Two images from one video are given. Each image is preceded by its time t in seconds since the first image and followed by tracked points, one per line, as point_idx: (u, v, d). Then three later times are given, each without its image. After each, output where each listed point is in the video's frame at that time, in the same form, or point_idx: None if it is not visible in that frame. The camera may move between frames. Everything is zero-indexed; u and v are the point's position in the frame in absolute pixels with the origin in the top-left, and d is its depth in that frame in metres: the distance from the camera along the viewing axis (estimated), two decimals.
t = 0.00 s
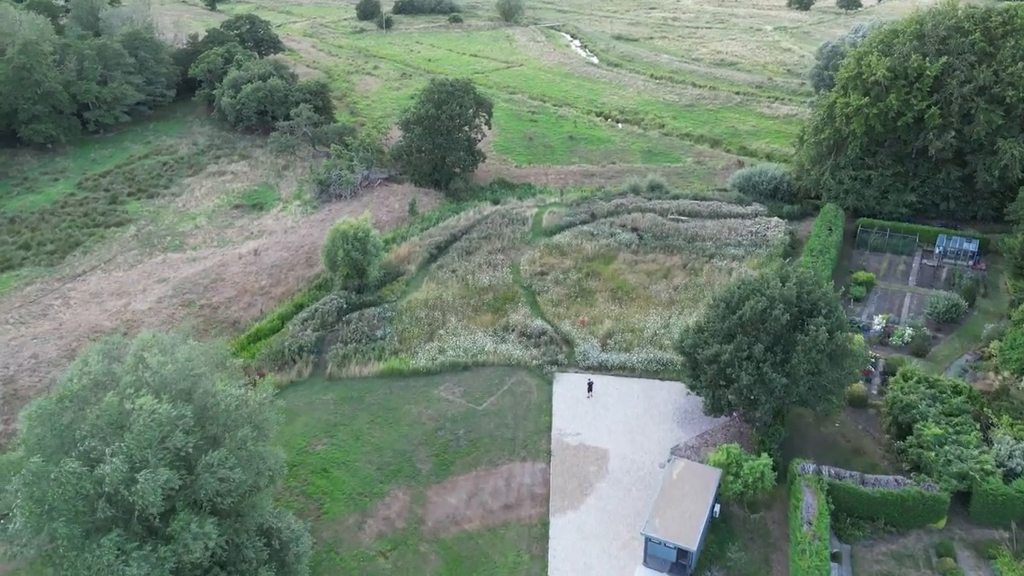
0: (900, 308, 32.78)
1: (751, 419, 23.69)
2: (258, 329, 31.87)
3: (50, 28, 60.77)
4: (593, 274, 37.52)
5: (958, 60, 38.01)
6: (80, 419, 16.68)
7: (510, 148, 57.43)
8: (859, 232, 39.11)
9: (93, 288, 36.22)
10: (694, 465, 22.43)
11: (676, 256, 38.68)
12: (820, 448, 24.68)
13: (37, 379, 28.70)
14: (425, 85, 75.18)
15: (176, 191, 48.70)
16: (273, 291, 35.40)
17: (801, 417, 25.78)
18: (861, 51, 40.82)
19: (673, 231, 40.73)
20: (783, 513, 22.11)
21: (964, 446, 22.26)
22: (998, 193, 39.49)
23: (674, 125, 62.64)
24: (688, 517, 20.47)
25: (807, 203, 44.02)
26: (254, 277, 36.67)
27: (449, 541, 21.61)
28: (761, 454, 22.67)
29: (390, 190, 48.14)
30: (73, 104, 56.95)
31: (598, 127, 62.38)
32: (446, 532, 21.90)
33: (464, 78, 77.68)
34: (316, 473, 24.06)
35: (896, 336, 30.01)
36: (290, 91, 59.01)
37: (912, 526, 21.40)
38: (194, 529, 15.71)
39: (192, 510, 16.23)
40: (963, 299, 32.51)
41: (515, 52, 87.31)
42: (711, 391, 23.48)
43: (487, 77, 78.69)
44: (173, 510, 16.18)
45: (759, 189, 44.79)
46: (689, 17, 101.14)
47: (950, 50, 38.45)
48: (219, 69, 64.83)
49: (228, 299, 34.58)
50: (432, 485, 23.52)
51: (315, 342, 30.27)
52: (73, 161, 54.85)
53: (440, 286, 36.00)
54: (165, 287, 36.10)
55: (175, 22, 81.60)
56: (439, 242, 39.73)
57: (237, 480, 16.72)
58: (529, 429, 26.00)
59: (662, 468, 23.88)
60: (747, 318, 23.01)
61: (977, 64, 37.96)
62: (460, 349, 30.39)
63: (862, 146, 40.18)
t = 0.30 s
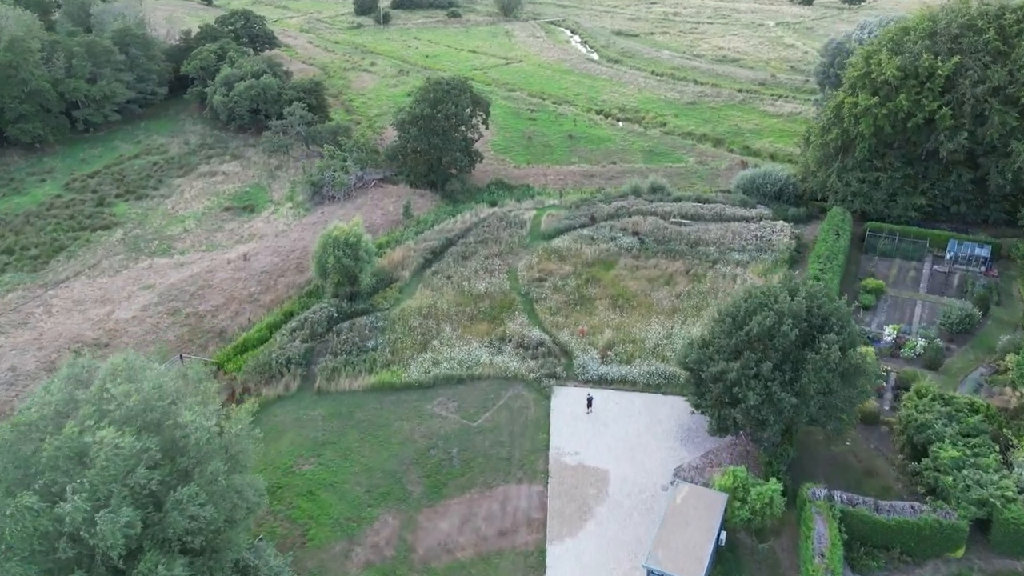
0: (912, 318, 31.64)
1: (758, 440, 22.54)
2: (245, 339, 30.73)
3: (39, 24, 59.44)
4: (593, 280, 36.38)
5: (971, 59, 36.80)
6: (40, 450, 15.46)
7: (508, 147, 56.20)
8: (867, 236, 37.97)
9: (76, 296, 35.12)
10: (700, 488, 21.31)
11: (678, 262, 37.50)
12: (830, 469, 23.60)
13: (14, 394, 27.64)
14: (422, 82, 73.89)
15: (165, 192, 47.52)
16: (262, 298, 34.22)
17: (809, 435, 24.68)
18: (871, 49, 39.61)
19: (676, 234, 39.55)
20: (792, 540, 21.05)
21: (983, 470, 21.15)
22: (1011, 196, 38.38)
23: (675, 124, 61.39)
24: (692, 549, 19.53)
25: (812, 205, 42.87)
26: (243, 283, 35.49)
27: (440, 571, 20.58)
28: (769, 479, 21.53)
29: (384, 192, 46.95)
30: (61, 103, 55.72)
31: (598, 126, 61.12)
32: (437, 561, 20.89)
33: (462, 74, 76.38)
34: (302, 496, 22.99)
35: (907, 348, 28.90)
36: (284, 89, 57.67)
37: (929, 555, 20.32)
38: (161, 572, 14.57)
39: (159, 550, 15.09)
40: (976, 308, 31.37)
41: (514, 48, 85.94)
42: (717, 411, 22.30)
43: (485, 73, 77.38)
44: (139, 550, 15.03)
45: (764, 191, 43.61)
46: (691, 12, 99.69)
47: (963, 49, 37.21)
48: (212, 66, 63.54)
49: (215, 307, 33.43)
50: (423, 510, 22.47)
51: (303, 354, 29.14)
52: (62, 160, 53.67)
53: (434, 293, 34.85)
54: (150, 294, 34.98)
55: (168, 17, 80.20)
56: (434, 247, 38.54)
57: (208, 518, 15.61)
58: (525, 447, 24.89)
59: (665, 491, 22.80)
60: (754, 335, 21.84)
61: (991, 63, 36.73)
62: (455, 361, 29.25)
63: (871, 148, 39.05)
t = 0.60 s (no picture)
0: (923, 328, 30.50)
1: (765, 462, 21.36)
2: (230, 350, 29.55)
3: (26, 20, 58.13)
4: (592, 286, 35.21)
5: (985, 59, 35.59)
6: None
7: (506, 146, 54.95)
8: (874, 240, 36.82)
9: (57, 303, 33.97)
10: (706, 518, 20.42)
11: (680, 267, 36.32)
12: (841, 492, 22.48)
13: None
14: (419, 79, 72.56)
15: (153, 193, 46.31)
16: (250, 306, 33.05)
17: (818, 455, 23.55)
18: (880, 48, 38.38)
19: (678, 238, 38.35)
20: (801, 570, 19.95)
21: (1004, 496, 20.01)
22: None
23: (677, 122, 60.14)
24: None
25: (819, 207, 41.71)
26: (230, 290, 34.33)
27: None
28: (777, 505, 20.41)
29: (378, 193, 45.75)
30: (48, 101, 54.50)
31: (598, 124, 59.84)
32: None
33: (459, 71, 75.05)
34: (286, 521, 21.89)
35: (919, 361, 27.79)
36: (276, 87, 56.37)
37: None
38: None
39: None
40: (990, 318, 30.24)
41: (513, 43, 84.57)
42: (722, 433, 21.11)
43: (483, 69, 76.05)
44: None
45: (767, 193, 42.45)
46: (692, 7, 98.28)
47: (976, 48, 35.99)
48: (204, 63, 62.25)
49: (201, 316, 32.26)
50: (412, 536, 21.39)
51: (290, 367, 27.94)
52: (48, 160, 52.45)
53: (428, 301, 33.68)
54: (134, 301, 33.80)
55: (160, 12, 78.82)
56: (428, 252, 37.34)
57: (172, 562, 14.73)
58: (521, 468, 23.76)
59: (667, 516, 21.69)
60: (761, 352, 20.63)
61: (1005, 63, 35.51)
62: (448, 374, 28.07)
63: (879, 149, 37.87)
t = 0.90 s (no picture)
0: (934, 339, 29.41)
1: (773, 487, 20.31)
2: (214, 362, 28.43)
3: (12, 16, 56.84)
4: (592, 293, 34.08)
5: (999, 58, 34.48)
6: None
7: (503, 145, 53.74)
8: (883, 245, 35.69)
9: (38, 311, 32.89)
10: (711, 547, 19.84)
11: (682, 274, 35.19)
12: (853, 518, 21.43)
13: None
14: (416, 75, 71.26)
15: (141, 195, 45.15)
16: (237, 314, 31.91)
17: (828, 477, 22.47)
18: (890, 46, 37.24)
19: (680, 243, 37.20)
20: None
21: None
22: None
23: (678, 120, 58.90)
24: None
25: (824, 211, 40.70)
26: (217, 297, 33.19)
27: None
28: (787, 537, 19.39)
29: (372, 194, 44.56)
30: (35, 99, 53.28)
31: (598, 122, 58.60)
32: None
33: (457, 67, 73.71)
34: (269, 549, 20.91)
35: (932, 375, 26.72)
36: (269, 84, 55.09)
37: None
38: None
39: None
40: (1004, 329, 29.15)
41: (512, 38, 83.21)
42: (728, 457, 20.04)
43: (481, 65, 74.71)
44: None
45: (772, 196, 41.34)
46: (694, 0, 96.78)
47: (990, 47, 34.88)
48: (195, 59, 60.96)
49: (185, 325, 31.14)
50: (400, 566, 20.40)
51: (276, 381, 26.77)
52: (35, 160, 51.27)
53: (421, 309, 32.55)
54: (116, 309, 32.69)
55: (153, 7, 77.41)
56: (422, 257, 36.21)
57: None
58: (516, 491, 22.70)
59: (670, 544, 20.67)
60: (770, 373, 19.55)
61: (1020, 63, 34.39)
62: (441, 389, 26.95)
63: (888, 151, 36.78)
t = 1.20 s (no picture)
0: (946, 349, 28.38)
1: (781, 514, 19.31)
2: (198, 374, 27.40)
3: None
4: (591, 299, 33.01)
5: (1013, 57, 33.46)
6: None
7: (501, 143, 52.52)
8: (891, 249, 34.60)
9: (18, 319, 31.85)
10: None
11: (684, 279, 34.10)
12: (865, 544, 20.44)
13: None
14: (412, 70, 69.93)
15: (128, 195, 44.03)
16: (224, 322, 30.82)
17: (838, 499, 21.46)
18: (900, 44, 36.21)
19: (681, 246, 36.09)
20: None
21: None
22: None
23: (680, 117, 57.66)
24: None
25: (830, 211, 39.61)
26: (203, 304, 32.11)
27: None
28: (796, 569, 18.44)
29: (366, 195, 43.40)
30: (21, 96, 52.06)
31: (598, 118, 57.34)
32: None
33: (454, 61, 72.36)
34: None
35: (945, 388, 25.70)
36: (261, 80, 53.79)
37: None
38: None
39: None
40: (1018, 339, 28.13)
41: (511, 32, 81.81)
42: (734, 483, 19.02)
43: (479, 59, 73.35)
44: None
45: (776, 197, 40.21)
46: None
47: (1004, 45, 33.87)
48: (187, 54, 59.66)
49: (169, 333, 30.06)
50: None
51: (260, 395, 25.61)
52: (21, 158, 50.08)
53: (415, 316, 31.47)
54: (99, 316, 31.63)
55: None
56: (416, 261, 35.12)
57: None
58: (510, 514, 21.73)
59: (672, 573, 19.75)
60: (779, 396, 18.51)
61: None
62: (434, 402, 25.89)
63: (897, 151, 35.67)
